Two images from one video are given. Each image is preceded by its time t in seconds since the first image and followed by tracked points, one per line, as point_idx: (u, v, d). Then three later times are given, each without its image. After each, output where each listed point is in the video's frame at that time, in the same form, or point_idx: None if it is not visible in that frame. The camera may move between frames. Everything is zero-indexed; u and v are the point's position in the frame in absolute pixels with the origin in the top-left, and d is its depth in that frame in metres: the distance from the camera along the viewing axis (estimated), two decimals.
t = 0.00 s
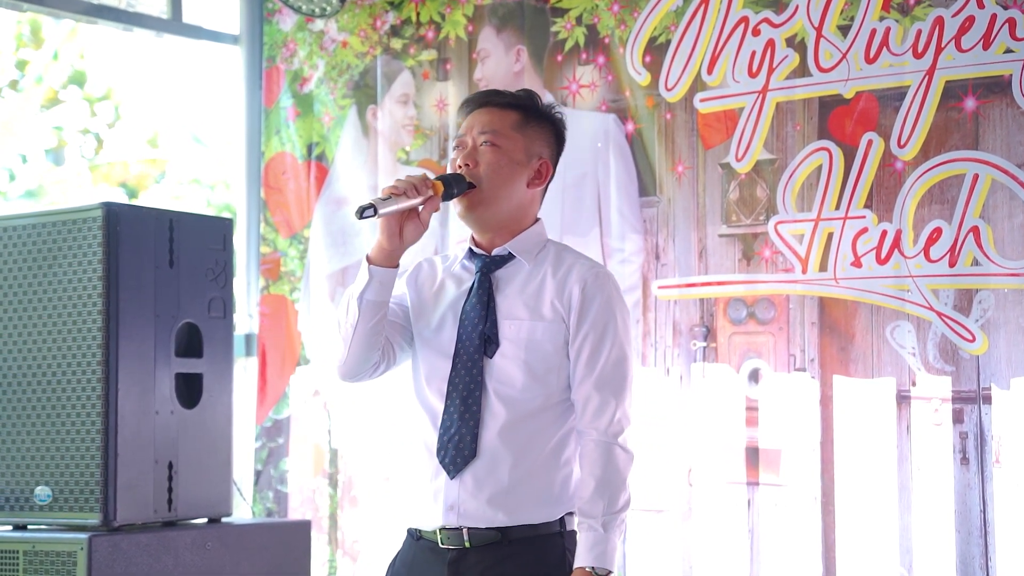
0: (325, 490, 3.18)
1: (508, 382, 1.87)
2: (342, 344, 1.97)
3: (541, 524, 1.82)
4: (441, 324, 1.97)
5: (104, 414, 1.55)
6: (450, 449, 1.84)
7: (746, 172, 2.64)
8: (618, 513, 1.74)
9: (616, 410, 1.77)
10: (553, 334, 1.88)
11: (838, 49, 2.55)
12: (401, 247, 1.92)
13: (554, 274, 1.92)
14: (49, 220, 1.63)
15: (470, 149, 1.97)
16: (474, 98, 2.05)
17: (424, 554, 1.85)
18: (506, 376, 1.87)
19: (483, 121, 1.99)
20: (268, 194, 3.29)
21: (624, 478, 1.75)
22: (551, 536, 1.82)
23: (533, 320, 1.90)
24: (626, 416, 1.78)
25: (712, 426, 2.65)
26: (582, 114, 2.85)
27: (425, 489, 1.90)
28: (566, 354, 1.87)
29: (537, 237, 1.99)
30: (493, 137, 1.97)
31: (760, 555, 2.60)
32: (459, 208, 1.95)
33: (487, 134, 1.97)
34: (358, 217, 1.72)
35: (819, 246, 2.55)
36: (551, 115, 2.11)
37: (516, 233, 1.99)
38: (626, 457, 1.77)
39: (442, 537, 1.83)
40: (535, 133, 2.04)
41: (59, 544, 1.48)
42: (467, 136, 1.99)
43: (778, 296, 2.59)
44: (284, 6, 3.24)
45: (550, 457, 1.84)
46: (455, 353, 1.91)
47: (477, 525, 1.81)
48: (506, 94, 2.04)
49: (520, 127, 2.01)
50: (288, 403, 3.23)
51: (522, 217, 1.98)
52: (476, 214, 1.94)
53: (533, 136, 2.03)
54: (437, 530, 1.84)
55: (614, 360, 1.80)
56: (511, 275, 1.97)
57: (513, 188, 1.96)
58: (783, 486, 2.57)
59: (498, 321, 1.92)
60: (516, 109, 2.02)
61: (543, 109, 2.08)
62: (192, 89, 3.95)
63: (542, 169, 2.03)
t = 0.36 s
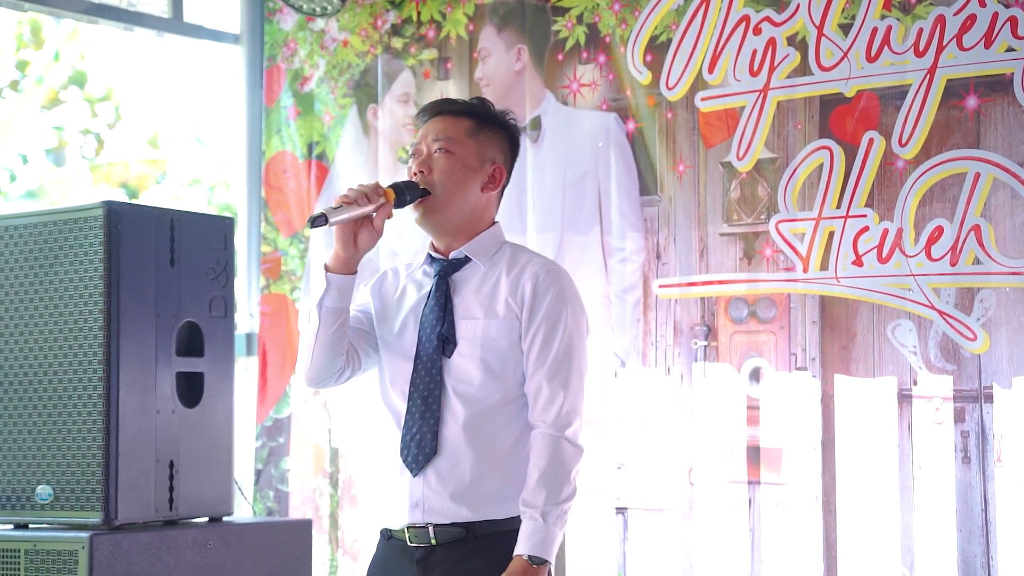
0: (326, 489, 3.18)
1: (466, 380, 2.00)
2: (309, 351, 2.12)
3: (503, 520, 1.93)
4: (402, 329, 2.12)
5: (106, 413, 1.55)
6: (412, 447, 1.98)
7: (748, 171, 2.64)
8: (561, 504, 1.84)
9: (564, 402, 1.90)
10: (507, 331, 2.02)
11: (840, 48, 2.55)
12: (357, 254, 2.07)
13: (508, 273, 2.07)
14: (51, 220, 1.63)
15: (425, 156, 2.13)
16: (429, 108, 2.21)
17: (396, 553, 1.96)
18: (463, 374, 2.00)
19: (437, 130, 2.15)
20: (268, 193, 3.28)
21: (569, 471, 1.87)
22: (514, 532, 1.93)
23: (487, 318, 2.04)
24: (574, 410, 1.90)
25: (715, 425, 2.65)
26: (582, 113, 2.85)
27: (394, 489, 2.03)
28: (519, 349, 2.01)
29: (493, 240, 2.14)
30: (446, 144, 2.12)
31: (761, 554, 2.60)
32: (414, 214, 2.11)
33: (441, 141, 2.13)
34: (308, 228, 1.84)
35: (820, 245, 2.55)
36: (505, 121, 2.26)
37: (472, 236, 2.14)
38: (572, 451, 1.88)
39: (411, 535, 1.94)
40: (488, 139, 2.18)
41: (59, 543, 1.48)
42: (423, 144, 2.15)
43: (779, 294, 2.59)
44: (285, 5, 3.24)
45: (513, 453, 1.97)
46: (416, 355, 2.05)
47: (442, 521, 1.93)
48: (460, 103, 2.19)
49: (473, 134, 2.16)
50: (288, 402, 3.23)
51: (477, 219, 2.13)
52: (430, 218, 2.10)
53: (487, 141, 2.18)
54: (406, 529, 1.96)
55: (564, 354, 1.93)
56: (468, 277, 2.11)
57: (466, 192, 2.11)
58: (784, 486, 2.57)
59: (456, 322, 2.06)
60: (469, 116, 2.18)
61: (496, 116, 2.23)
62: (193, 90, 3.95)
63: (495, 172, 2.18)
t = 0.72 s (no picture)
0: (326, 489, 3.18)
1: (441, 376, 1.93)
2: (285, 361, 2.04)
3: (487, 514, 1.87)
4: (379, 331, 2.05)
5: (107, 412, 1.55)
6: (392, 446, 1.92)
7: (748, 170, 2.64)
8: (537, 492, 1.79)
9: (534, 389, 1.84)
10: (479, 325, 1.96)
11: (840, 47, 2.55)
12: (327, 262, 1.99)
13: (477, 268, 2.00)
14: (52, 219, 1.63)
15: (390, 161, 2.07)
16: (392, 115, 2.15)
17: (380, 550, 1.90)
18: (438, 371, 1.94)
19: (401, 135, 2.09)
20: (269, 192, 3.28)
21: (544, 459, 1.82)
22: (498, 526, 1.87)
23: (459, 314, 1.97)
24: (546, 397, 1.84)
25: (716, 424, 2.65)
26: (583, 112, 2.85)
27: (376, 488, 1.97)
28: (491, 342, 1.95)
29: (463, 238, 2.07)
30: (410, 148, 2.07)
31: (761, 553, 2.60)
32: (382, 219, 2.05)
33: (405, 146, 2.07)
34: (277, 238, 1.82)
35: (821, 244, 2.55)
36: (468, 126, 2.20)
37: (441, 237, 2.08)
38: (547, 439, 1.83)
39: (394, 532, 1.88)
40: (453, 142, 2.13)
41: (60, 542, 1.48)
42: (388, 150, 2.09)
43: (780, 293, 2.59)
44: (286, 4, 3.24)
45: (492, 446, 1.91)
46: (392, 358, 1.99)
47: (424, 516, 1.87)
48: (422, 108, 2.14)
49: (436, 136, 2.10)
50: (288, 400, 3.24)
51: (445, 221, 2.07)
52: (399, 222, 2.04)
53: (451, 144, 2.12)
54: (389, 526, 1.90)
55: (534, 340, 1.88)
56: (439, 277, 2.04)
57: (432, 194, 2.05)
58: (785, 485, 2.57)
59: (428, 320, 1.99)
60: (432, 120, 2.12)
61: (460, 120, 2.18)
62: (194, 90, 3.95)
63: (461, 175, 2.12)
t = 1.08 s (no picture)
0: (328, 490, 3.19)
1: (431, 378, 2.04)
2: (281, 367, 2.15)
3: (478, 513, 1.97)
4: (370, 336, 2.16)
5: (110, 413, 1.56)
6: (383, 447, 2.03)
7: (750, 172, 2.64)
8: (526, 490, 1.89)
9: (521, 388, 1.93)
10: (467, 325, 2.05)
11: (842, 49, 2.56)
12: (315, 270, 2.07)
13: (464, 271, 2.10)
14: (56, 221, 1.64)
15: (377, 167, 2.18)
16: (381, 122, 2.26)
17: (376, 550, 2.01)
18: (428, 372, 2.04)
19: (388, 142, 2.19)
20: (272, 194, 3.29)
21: (532, 456, 1.91)
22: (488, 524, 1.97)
23: (447, 315, 2.07)
24: (533, 395, 1.93)
25: (718, 425, 2.65)
26: (586, 114, 2.85)
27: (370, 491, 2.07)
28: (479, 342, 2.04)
29: (451, 241, 2.17)
30: (396, 153, 2.17)
31: (763, 555, 2.60)
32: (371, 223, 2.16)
33: (391, 151, 2.17)
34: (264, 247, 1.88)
35: (823, 245, 2.55)
36: (454, 129, 2.29)
37: (429, 239, 2.18)
38: (535, 437, 1.92)
39: (389, 532, 1.98)
40: (438, 146, 2.22)
41: (64, 543, 1.48)
42: (376, 156, 2.20)
43: (783, 295, 2.59)
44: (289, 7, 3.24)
45: (481, 445, 2.01)
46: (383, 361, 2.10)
47: (416, 516, 1.97)
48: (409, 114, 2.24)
49: (423, 142, 2.20)
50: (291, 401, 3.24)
51: (432, 223, 2.17)
52: (386, 226, 2.15)
53: (437, 148, 2.22)
54: (384, 527, 2.00)
55: (521, 336, 1.97)
56: (428, 280, 2.15)
57: (417, 198, 2.15)
58: (786, 486, 2.57)
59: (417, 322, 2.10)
60: (419, 126, 2.22)
61: (447, 125, 2.27)
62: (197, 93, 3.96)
63: (447, 178, 2.21)
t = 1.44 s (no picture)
0: (336, 491, 3.19)
1: (430, 378, 2.04)
2: (285, 372, 2.16)
3: (477, 513, 1.97)
4: (372, 338, 2.16)
5: (118, 414, 1.56)
6: (381, 446, 2.04)
7: (757, 172, 2.64)
8: (523, 488, 1.88)
9: (518, 386, 1.93)
10: (466, 325, 2.05)
11: (850, 50, 2.55)
12: (317, 274, 2.09)
13: (464, 271, 2.10)
14: (65, 222, 1.64)
15: (378, 171, 2.19)
16: (381, 127, 2.27)
17: (376, 550, 2.02)
18: (427, 372, 2.05)
19: (388, 146, 2.20)
20: (279, 195, 3.29)
21: (530, 454, 1.90)
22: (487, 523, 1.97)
23: (446, 315, 2.07)
24: (530, 394, 1.93)
25: (726, 426, 2.65)
26: (592, 115, 2.85)
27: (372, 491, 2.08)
28: (478, 341, 2.04)
29: (452, 243, 2.17)
30: (396, 157, 2.18)
31: (770, 555, 2.59)
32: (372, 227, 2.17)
33: (392, 155, 2.18)
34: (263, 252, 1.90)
35: (830, 245, 2.55)
36: (455, 132, 2.29)
37: (430, 242, 2.18)
38: (532, 435, 1.92)
39: (389, 531, 1.99)
40: (439, 149, 2.22)
41: (71, 544, 1.49)
42: (377, 160, 2.21)
43: (790, 296, 2.59)
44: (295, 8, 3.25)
45: (481, 443, 2.02)
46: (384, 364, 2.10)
47: (416, 515, 1.98)
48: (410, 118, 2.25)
49: (423, 145, 2.20)
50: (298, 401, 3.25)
51: (433, 225, 2.17)
52: (388, 229, 2.16)
53: (438, 151, 2.22)
54: (384, 526, 2.01)
55: (519, 334, 1.97)
56: (429, 281, 2.15)
57: (418, 201, 2.16)
58: (794, 487, 2.57)
59: (417, 323, 2.10)
60: (419, 129, 2.23)
61: (447, 128, 2.27)
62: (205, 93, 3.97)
63: (448, 180, 2.21)
